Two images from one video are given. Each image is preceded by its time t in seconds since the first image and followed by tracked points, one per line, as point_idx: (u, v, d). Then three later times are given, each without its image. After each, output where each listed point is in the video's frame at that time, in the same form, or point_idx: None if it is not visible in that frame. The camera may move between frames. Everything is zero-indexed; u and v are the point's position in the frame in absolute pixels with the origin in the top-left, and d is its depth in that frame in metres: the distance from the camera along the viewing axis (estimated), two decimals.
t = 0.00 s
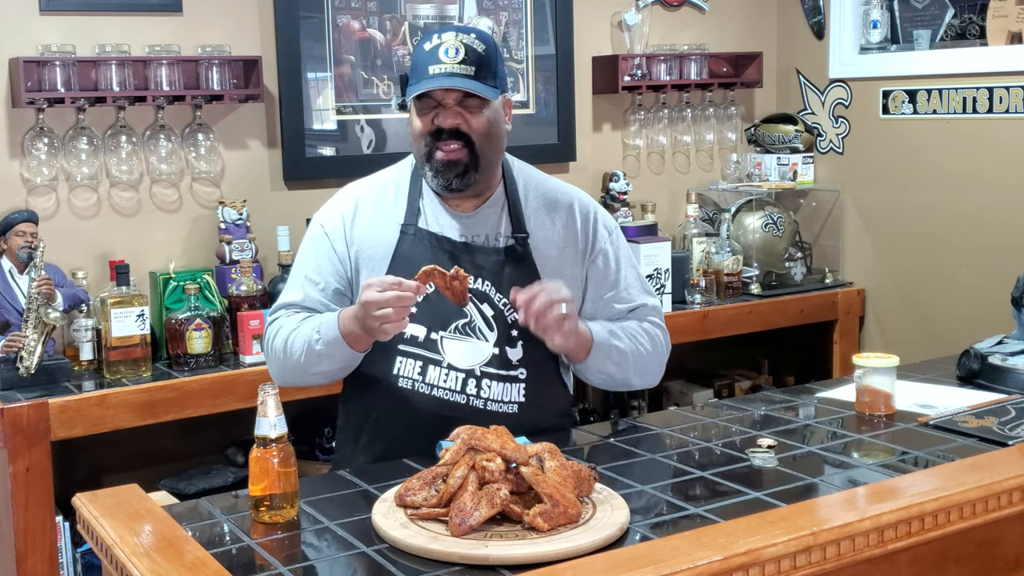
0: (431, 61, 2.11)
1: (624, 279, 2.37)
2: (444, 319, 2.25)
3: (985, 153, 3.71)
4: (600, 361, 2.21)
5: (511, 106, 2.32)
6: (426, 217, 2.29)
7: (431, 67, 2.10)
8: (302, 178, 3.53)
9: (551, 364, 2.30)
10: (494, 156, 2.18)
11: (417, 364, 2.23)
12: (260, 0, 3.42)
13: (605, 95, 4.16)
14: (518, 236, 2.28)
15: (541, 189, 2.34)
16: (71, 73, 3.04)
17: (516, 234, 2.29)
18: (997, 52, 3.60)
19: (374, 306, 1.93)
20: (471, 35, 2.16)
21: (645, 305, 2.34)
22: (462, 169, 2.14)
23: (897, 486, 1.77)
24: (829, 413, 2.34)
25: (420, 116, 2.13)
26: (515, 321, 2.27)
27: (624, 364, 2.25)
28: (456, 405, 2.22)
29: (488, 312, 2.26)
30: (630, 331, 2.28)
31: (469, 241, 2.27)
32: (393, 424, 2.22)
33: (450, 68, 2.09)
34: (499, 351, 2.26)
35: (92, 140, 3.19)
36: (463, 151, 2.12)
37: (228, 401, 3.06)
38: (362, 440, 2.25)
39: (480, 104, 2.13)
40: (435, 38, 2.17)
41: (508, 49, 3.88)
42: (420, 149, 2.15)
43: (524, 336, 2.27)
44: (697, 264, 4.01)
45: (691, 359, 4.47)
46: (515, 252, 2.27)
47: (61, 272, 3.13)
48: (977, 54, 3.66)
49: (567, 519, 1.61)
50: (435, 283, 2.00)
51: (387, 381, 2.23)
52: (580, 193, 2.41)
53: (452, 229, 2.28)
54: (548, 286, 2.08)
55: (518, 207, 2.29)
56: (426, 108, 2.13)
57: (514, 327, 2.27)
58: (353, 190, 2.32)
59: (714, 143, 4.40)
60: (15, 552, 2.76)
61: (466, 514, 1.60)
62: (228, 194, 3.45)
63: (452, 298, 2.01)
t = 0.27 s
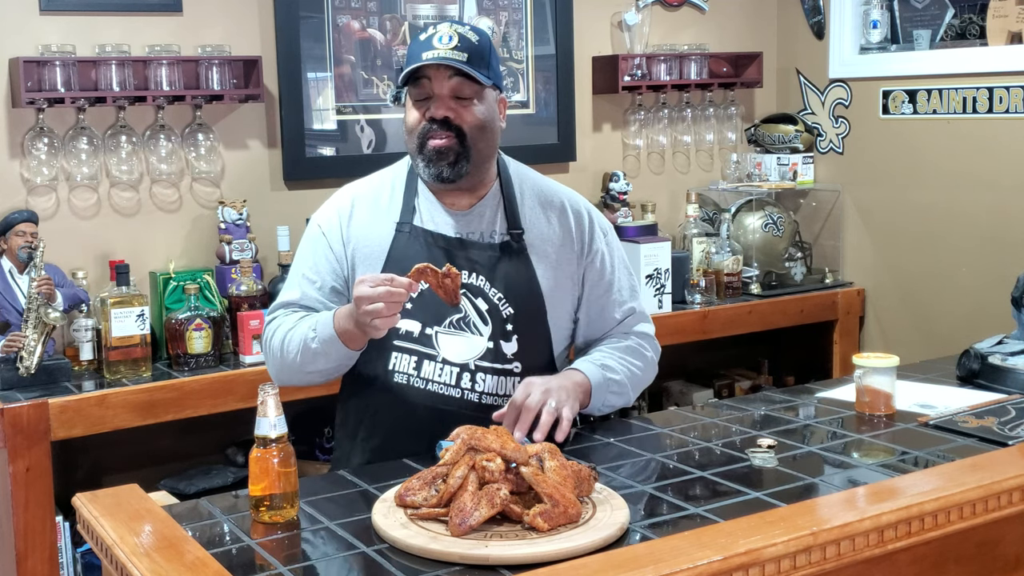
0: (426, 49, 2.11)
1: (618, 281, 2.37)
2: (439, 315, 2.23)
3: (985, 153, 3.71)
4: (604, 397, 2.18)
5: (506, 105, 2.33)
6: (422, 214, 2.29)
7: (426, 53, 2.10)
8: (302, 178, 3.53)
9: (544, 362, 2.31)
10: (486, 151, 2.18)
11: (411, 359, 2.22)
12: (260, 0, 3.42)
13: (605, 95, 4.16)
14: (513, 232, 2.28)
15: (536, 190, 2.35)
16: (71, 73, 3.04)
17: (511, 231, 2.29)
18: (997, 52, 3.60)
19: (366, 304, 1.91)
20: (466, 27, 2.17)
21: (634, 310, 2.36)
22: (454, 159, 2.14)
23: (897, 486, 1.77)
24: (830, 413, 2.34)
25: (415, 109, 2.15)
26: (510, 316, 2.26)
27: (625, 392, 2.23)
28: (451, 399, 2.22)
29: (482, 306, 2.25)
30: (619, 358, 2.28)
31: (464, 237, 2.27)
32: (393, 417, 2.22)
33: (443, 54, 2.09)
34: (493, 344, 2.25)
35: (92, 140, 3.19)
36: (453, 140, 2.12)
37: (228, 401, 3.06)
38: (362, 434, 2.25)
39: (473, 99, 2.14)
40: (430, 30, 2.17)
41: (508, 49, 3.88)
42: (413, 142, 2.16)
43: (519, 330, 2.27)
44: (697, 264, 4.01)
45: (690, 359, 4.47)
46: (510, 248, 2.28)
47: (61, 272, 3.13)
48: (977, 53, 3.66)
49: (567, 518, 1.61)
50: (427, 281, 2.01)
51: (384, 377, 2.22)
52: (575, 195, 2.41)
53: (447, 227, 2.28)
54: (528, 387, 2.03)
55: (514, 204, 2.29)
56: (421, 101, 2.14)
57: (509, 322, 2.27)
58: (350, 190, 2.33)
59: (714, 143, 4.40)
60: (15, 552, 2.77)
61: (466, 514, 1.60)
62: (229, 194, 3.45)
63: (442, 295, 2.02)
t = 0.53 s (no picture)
0: (418, 50, 2.11)
1: (616, 280, 2.37)
2: (435, 313, 2.24)
3: (985, 154, 3.71)
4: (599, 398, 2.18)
5: (502, 104, 2.33)
6: (419, 214, 2.29)
7: (419, 55, 2.09)
8: (302, 178, 3.53)
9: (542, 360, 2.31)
10: (478, 153, 2.19)
11: (408, 358, 2.22)
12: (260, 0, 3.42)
13: (605, 95, 4.16)
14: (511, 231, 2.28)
15: (533, 189, 2.35)
16: (71, 73, 3.04)
17: (508, 229, 2.28)
18: (996, 52, 3.60)
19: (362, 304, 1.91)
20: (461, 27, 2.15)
21: (631, 310, 2.36)
22: (446, 163, 2.15)
23: (897, 486, 1.77)
24: (829, 413, 2.34)
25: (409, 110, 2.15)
26: (506, 313, 2.25)
27: (620, 391, 2.23)
28: (448, 396, 2.22)
29: (478, 304, 2.24)
30: (615, 357, 2.28)
31: (460, 237, 2.26)
32: (392, 416, 2.22)
33: (436, 56, 2.08)
34: (490, 342, 2.25)
35: (92, 140, 3.19)
36: (445, 145, 2.13)
37: (228, 401, 3.06)
38: (360, 432, 2.25)
39: (466, 101, 2.13)
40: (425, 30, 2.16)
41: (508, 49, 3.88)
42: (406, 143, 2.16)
43: (516, 328, 2.27)
44: (697, 264, 4.01)
45: (690, 359, 4.47)
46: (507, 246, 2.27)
47: (61, 272, 3.13)
48: (977, 53, 3.65)
49: (567, 519, 1.61)
50: (420, 281, 1.99)
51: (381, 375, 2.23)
52: (572, 193, 2.41)
53: (443, 226, 2.27)
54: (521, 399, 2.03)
55: (511, 202, 2.29)
56: (414, 102, 2.14)
57: (505, 320, 2.26)
58: (348, 190, 2.33)
59: (714, 143, 4.40)
60: (15, 552, 2.77)
61: (466, 514, 1.60)
62: (229, 194, 3.45)
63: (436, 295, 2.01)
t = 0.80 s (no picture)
0: (415, 54, 2.11)
1: (616, 280, 2.37)
2: (435, 315, 2.24)
3: (985, 154, 3.71)
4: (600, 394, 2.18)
5: (500, 104, 2.33)
6: (418, 215, 2.29)
7: (416, 59, 2.10)
8: (302, 178, 3.53)
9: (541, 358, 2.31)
10: (479, 156, 2.19)
11: (409, 359, 2.22)
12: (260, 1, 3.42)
13: (605, 95, 4.16)
14: (511, 232, 2.28)
15: (534, 189, 2.35)
16: (71, 73, 3.04)
17: (508, 230, 2.28)
18: (996, 52, 3.60)
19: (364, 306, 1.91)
20: (457, 30, 2.16)
21: (632, 310, 2.36)
22: (446, 168, 2.15)
23: (897, 486, 1.77)
24: (829, 413, 2.34)
25: (406, 115, 2.15)
26: (506, 314, 2.26)
27: (620, 389, 2.23)
28: (448, 397, 2.22)
29: (478, 305, 2.25)
30: (615, 355, 2.28)
31: (459, 238, 2.26)
32: (392, 416, 2.22)
33: (433, 61, 2.09)
34: (490, 343, 2.25)
35: (92, 140, 3.19)
36: (447, 151, 2.13)
37: (228, 401, 3.06)
38: (360, 432, 2.25)
39: (464, 106, 2.13)
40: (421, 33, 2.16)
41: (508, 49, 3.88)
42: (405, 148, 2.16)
43: (516, 329, 2.27)
44: (697, 264, 4.01)
45: (690, 359, 4.47)
46: (507, 247, 2.27)
47: (61, 272, 3.13)
48: (977, 54, 3.65)
49: (567, 519, 1.61)
50: (422, 285, 2.00)
51: (383, 375, 2.23)
52: (572, 193, 2.41)
53: (441, 227, 2.27)
54: (522, 386, 2.02)
55: (510, 203, 2.29)
56: (412, 107, 2.14)
57: (506, 321, 2.26)
58: (348, 191, 2.33)
59: (714, 143, 4.40)
60: (15, 552, 2.77)
61: (466, 514, 1.60)
62: (229, 194, 3.45)
63: (436, 300, 2.01)
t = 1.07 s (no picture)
0: (416, 56, 2.10)
1: (618, 282, 2.37)
2: (436, 318, 2.24)
3: (985, 154, 3.71)
4: (600, 398, 2.17)
5: (503, 106, 2.33)
6: (419, 217, 2.29)
7: (417, 62, 2.09)
8: (303, 178, 3.53)
9: (543, 360, 2.30)
10: (479, 158, 2.18)
11: (410, 363, 2.23)
12: (260, 0, 3.42)
13: (605, 94, 4.16)
14: (512, 234, 2.28)
15: (536, 191, 2.34)
16: (71, 73, 3.04)
17: (509, 233, 2.28)
18: (997, 52, 3.60)
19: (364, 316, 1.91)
20: (458, 32, 2.16)
21: (635, 312, 2.36)
22: (446, 171, 2.14)
23: (897, 486, 1.77)
24: (829, 413, 2.34)
25: (407, 118, 2.14)
26: (508, 318, 2.26)
27: (621, 392, 2.23)
28: (449, 401, 2.23)
29: (480, 309, 2.25)
30: (616, 357, 2.28)
31: (461, 241, 2.26)
32: (393, 420, 2.23)
33: (434, 63, 2.08)
34: (492, 347, 2.25)
35: (92, 140, 3.19)
36: (447, 154, 2.12)
37: (228, 401, 3.06)
38: (360, 435, 2.26)
39: (465, 108, 2.12)
40: (423, 35, 2.16)
41: (508, 49, 3.88)
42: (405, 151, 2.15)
43: (517, 332, 2.27)
44: (697, 264, 4.01)
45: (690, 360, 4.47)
46: (508, 250, 2.27)
47: (61, 272, 3.13)
48: (977, 53, 3.65)
49: (567, 519, 1.61)
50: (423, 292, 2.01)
51: (383, 379, 2.23)
52: (574, 194, 2.40)
53: (439, 228, 2.27)
54: (522, 396, 2.02)
55: (512, 205, 2.29)
56: (412, 110, 2.13)
57: (507, 324, 2.26)
58: (348, 192, 2.33)
59: (714, 143, 4.40)
60: (15, 552, 2.77)
61: (466, 514, 1.60)
62: (229, 194, 3.45)
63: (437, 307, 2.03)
